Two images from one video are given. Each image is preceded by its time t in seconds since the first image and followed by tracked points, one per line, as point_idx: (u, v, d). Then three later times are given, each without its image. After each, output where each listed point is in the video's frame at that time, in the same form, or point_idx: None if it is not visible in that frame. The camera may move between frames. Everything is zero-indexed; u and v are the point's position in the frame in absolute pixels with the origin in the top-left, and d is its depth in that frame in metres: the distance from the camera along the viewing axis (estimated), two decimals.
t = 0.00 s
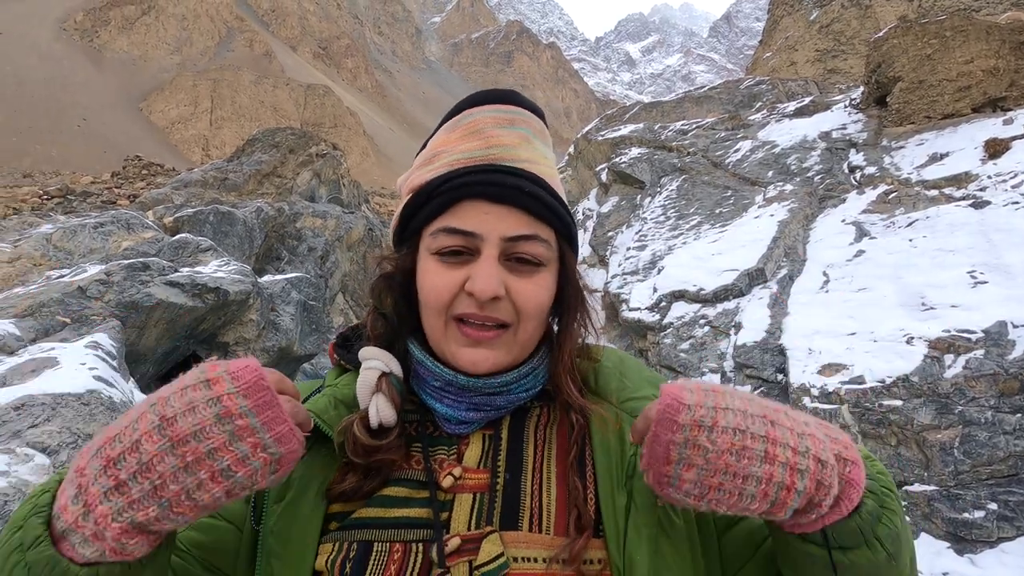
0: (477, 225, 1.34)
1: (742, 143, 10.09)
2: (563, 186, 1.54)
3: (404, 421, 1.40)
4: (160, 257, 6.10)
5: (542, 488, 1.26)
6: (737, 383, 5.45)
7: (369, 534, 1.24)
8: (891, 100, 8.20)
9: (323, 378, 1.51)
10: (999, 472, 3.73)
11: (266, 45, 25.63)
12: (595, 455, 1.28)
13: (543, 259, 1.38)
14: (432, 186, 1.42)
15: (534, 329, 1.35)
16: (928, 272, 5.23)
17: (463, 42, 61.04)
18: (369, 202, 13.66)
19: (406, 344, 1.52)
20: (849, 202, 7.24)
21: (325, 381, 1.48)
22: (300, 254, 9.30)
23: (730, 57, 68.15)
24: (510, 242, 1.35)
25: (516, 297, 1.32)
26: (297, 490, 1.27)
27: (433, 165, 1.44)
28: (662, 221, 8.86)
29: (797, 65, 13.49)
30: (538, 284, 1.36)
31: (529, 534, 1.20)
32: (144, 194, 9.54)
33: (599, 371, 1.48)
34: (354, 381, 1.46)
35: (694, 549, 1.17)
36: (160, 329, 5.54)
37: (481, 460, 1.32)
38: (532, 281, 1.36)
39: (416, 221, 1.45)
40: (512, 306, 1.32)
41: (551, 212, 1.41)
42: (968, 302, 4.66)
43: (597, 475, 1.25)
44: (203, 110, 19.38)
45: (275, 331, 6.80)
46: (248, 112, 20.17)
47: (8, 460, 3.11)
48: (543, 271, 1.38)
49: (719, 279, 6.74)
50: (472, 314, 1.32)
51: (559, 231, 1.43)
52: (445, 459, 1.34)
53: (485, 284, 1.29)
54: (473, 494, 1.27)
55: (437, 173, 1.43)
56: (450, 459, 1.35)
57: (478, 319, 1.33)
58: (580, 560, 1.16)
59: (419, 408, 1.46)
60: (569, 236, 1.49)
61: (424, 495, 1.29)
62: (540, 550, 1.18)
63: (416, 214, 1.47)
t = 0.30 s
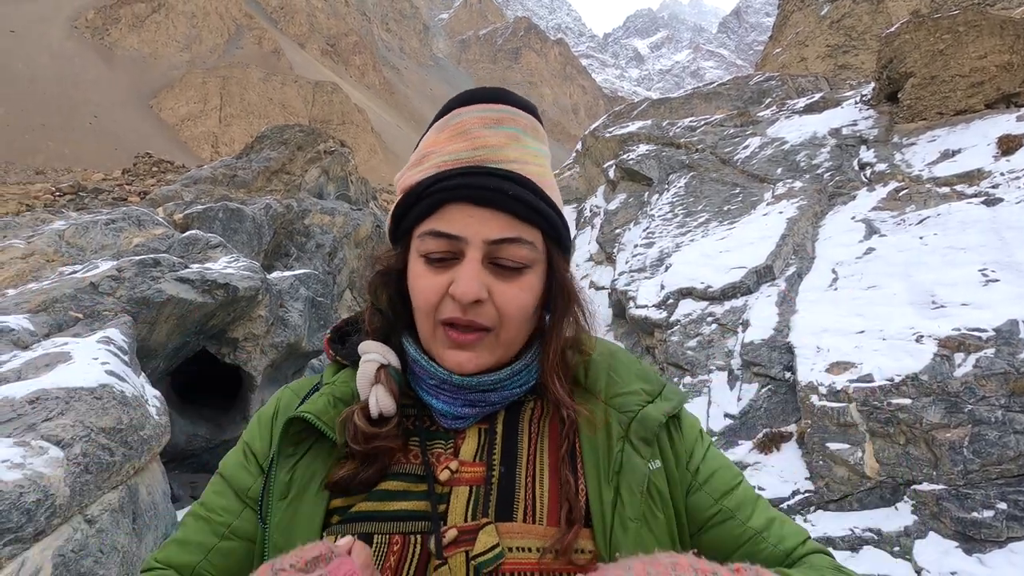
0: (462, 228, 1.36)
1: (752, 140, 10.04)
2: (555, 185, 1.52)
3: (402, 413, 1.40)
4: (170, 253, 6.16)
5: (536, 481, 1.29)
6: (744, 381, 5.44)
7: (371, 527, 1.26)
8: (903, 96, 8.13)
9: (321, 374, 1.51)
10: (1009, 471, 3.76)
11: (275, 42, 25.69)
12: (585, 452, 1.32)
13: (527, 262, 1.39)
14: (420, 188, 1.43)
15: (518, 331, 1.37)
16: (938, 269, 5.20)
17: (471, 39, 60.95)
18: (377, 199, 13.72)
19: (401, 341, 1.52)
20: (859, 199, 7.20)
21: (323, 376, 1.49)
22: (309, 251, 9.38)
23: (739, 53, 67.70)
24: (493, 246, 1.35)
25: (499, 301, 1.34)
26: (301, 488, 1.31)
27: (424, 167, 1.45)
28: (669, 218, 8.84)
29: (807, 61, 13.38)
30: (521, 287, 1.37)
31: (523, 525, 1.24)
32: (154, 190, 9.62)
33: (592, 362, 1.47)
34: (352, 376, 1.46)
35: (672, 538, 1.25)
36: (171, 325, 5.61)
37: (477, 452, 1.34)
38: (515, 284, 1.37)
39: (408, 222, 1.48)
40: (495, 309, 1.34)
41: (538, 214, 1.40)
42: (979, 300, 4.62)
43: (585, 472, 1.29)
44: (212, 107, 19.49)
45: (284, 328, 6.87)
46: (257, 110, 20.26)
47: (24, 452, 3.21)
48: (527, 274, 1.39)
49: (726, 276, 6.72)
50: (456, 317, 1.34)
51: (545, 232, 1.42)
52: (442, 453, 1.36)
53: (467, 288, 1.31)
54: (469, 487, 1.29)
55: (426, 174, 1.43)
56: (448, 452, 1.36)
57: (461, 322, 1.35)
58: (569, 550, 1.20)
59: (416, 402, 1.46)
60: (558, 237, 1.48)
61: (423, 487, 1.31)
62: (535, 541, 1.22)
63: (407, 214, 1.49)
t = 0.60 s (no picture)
0: (441, 226, 1.35)
1: (757, 135, 10.01)
2: (548, 179, 1.45)
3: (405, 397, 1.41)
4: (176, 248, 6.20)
5: (528, 462, 1.30)
6: (748, 377, 5.45)
7: (375, 505, 1.28)
8: (909, 91, 8.08)
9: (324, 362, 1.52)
10: (1011, 467, 3.78)
11: (279, 37, 25.70)
12: (574, 437, 1.31)
13: (506, 260, 1.37)
14: (408, 183, 1.43)
15: (497, 324, 1.36)
16: (944, 266, 5.18)
17: (475, 34, 60.83)
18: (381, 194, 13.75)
19: (397, 326, 1.51)
20: (864, 195, 7.18)
21: (326, 364, 1.50)
22: (313, 246, 9.45)
23: (744, 47, 67.40)
24: (471, 243, 1.34)
25: (475, 297, 1.34)
26: (310, 473, 1.33)
27: (413, 161, 1.44)
28: (674, 214, 8.84)
29: (813, 56, 13.29)
30: (499, 285, 1.36)
31: (517, 503, 1.26)
32: (159, 185, 9.67)
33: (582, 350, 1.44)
34: (354, 363, 1.47)
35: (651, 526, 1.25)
36: (177, 319, 5.66)
37: (473, 435, 1.35)
38: (493, 281, 1.36)
39: (398, 215, 1.48)
40: (472, 306, 1.34)
41: (518, 213, 1.36)
42: (984, 297, 4.61)
43: (574, 459, 1.29)
44: (217, 102, 19.53)
45: (289, 323, 6.91)
46: (261, 105, 20.30)
47: (34, 444, 3.23)
48: (505, 272, 1.38)
49: (730, 272, 6.73)
50: (434, 312, 1.34)
51: (527, 231, 1.38)
52: (440, 436, 1.36)
53: (442, 286, 1.31)
54: (466, 469, 1.30)
55: (413, 169, 1.43)
56: (446, 435, 1.37)
57: (439, 317, 1.35)
58: (557, 526, 1.23)
59: (415, 386, 1.45)
60: (546, 231, 1.43)
61: (422, 469, 1.32)
62: (529, 518, 1.25)
63: (397, 207, 1.49)
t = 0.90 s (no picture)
0: (418, 207, 1.31)
1: (758, 130, 9.99)
2: (528, 156, 1.37)
3: (411, 368, 1.39)
4: (177, 243, 6.22)
5: (529, 427, 1.30)
6: (749, 371, 5.47)
7: (386, 471, 1.26)
8: (912, 85, 8.06)
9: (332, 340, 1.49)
10: (1011, 461, 3.79)
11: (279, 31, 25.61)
12: (571, 403, 1.32)
13: (481, 240, 1.32)
14: (393, 165, 1.40)
15: (476, 302, 1.31)
16: (945, 261, 5.19)
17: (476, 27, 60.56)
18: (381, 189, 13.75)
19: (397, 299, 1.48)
20: (866, 189, 7.18)
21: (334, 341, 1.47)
22: (314, 241, 9.51)
23: (746, 42, 67.22)
24: (446, 223, 1.30)
25: (451, 276, 1.29)
26: (325, 443, 1.31)
27: (399, 143, 1.41)
28: (675, 209, 8.84)
29: (815, 50, 13.23)
30: (473, 265, 1.30)
31: (519, 466, 1.25)
32: (159, 180, 9.66)
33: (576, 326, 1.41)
34: (361, 339, 1.44)
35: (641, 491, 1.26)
36: (179, 314, 5.69)
37: (477, 405, 1.33)
38: (468, 261, 1.30)
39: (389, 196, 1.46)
40: (447, 285, 1.29)
41: (488, 190, 1.29)
42: (985, 292, 4.62)
43: (572, 425, 1.29)
44: (217, 96, 19.50)
45: (290, 317, 6.94)
46: (261, 99, 20.28)
47: (39, 437, 3.25)
48: (479, 251, 1.32)
49: (732, 267, 6.73)
50: (411, 289, 1.31)
51: (500, 212, 1.32)
52: (444, 407, 1.34)
53: (414, 264, 1.27)
54: (470, 438, 1.28)
55: (397, 151, 1.39)
56: (450, 406, 1.34)
57: (415, 296, 1.32)
58: (559, 486, 1.22)
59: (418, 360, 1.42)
60: (526, 208, 1.35)
61: (429, 439, 1.30)
62: (531, 479, 1.25)
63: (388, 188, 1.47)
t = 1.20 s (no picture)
0: (391, 192, 1.15)
1: (762, 125, 9.97)
2: (516, 136, 1.17)
3: (409, 347, 1.22)
4: (180, 237, 6.23)
5: (522, 393, 1.11)
6: (751, 366, 5.49)
7: (391, 447, 1.11)
8: (917, 81, 8.01)
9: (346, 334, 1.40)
10: (1011, 456, 3.81)
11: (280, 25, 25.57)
12: (556, 366, 1.10)
13: (461, 222, 1.12)
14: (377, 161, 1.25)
15: (456, 283, 1.12)
16: (948, 256, 5.19)
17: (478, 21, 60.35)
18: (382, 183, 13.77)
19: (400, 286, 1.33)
20: (869, 185, 7.18)
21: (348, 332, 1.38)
22: (315, 236, 9.59)
23: (749, 36, 67.05)
24: (415, 206, 1.12)
25: (424, 259, 1.10)
26: (341, 423, 1.18)
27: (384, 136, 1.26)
28: (677, 204, 8.85)
29: (819, 45, 13.17)
30: (448, 247, 1.11)
31: (513, 437, 1.07)
32: (161, 174, 9.68)
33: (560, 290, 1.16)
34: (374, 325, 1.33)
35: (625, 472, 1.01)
36: (182, 308, 5.72)
37: (475, 381, 1.14)
38: (441, 244, 1.11)
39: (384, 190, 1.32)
40: (421, 270, 1.11)
41: (465, 169, 1.09)
42: (988, 287, 4.63)
43: (558, 399, 1.07)
44: (219, 91, 19.51)
45: (293, 312, 6.97)
46: (263, 93, 20.27)
47: (47, 429, 3.27)
48: (457, 233, 1.12)
49: (734, 262, 6.74)
50: (391, 275, 1.15)
51: (477, 193, 1.10)
52: (444, 387, 1.16)
53: (386, 248, 1.11)
54: (469, 413, 1.11)
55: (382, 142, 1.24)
56: (449, 385, 1.16)
57: (394, 283, 1.15)
58: (548, 455, 1.03)
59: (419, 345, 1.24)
60: (504, 188, 1.12)
61: (430, 416, 1.13)
62: (525, 445, 1.06)
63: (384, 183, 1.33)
